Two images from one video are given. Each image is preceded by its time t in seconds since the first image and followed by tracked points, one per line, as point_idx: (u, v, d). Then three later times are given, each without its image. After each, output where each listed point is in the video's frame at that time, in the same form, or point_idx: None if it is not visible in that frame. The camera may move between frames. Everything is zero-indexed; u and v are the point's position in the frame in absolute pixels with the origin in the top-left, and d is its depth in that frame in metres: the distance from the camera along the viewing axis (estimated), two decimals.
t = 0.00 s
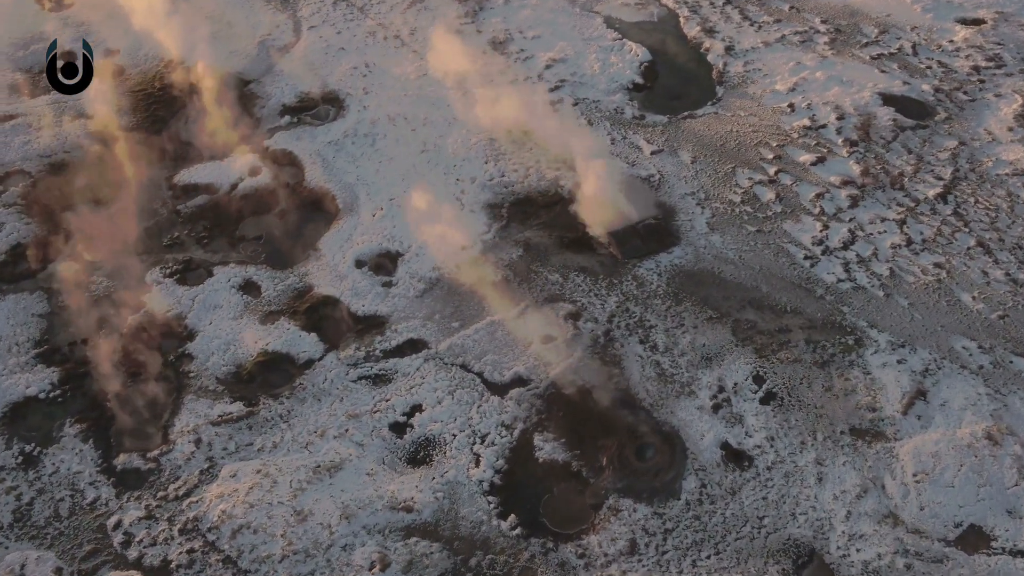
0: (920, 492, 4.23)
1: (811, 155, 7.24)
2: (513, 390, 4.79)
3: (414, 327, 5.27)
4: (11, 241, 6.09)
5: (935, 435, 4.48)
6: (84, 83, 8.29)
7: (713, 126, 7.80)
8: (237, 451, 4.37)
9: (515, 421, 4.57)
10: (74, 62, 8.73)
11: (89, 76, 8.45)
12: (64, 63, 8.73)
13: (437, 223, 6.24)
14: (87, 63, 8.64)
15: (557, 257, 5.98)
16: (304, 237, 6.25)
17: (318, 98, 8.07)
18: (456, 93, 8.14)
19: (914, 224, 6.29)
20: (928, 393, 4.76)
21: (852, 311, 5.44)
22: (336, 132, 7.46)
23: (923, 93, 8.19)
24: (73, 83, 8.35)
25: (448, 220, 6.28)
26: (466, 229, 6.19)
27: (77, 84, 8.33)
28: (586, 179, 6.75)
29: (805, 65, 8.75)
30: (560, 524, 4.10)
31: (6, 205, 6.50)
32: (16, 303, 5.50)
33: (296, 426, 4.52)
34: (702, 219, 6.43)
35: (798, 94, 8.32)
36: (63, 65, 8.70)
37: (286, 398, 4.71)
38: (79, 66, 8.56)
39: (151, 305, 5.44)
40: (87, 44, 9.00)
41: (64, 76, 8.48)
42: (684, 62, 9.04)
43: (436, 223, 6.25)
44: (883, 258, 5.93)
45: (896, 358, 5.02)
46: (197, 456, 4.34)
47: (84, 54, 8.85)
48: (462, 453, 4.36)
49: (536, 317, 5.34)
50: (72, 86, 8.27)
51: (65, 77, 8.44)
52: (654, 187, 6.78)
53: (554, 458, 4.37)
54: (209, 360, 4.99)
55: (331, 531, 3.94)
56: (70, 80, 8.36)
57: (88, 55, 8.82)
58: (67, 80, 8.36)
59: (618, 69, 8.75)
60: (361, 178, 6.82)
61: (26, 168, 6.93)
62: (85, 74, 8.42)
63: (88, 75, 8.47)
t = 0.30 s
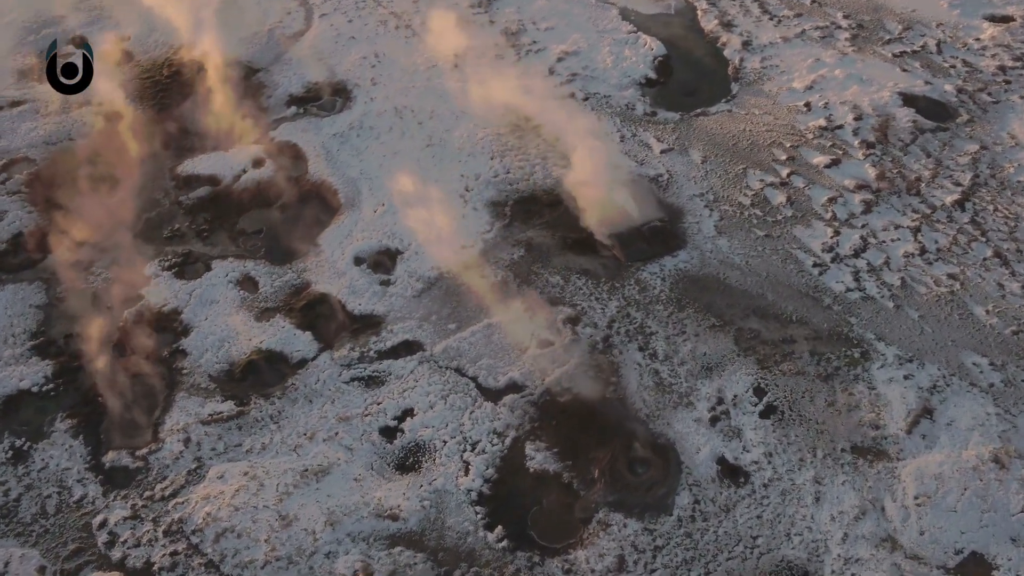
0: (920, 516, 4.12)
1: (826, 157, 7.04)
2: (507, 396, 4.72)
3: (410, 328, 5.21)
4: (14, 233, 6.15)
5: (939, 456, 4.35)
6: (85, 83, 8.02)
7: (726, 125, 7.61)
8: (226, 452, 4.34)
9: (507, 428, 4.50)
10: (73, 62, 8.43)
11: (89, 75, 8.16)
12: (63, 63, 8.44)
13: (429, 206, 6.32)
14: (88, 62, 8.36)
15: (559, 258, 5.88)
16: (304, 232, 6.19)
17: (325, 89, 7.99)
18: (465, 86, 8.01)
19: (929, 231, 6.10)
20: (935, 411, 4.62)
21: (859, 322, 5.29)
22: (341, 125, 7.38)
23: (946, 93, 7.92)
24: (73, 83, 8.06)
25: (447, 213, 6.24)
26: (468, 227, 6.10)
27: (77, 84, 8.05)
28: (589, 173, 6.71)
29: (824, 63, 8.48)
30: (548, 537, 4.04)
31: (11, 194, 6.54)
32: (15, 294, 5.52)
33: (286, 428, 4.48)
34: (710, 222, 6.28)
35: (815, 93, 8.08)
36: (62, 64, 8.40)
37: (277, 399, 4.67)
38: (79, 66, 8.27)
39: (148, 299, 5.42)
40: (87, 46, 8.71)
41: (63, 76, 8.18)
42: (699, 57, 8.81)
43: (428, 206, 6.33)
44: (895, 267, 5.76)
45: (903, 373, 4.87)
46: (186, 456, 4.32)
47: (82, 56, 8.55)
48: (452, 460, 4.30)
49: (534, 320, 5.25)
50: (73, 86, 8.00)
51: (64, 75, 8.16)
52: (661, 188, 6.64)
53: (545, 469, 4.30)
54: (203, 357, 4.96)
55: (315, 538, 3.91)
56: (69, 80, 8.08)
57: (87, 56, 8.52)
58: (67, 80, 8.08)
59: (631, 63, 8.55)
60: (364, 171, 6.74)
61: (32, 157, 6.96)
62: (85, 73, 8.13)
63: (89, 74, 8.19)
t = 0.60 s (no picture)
0: (919, 544, 4.02)
1: (841, 163, 6.85)
2: (501, 405, 4.65)
3: (407, 330, 5.16)
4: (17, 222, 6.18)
5: (942, 482, 4.24)
6: (85, 82, 7.81)
7: (740, 127, 7.42)
8: (216, 453, 4.33)
9: (499, 438, 4.44)
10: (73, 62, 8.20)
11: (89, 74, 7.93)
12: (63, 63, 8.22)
13: (422, 191, 6.39)
14: (87, 61, 8.13)
15: (562, 262, 5.78)
16: (307, 227, 6.14)
17: (335, 81, 7.91)
18: (476, 81, 7.89)
19: (944, 244, 5.92)
20: (941, 434, 4.49)
21: (867, 337, 5.15)
22: (349, 118, 7.31)
23: (972, 97, 7.65)
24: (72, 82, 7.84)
25: (440, 201, 6.29)
26: (471, 227, 6.02)
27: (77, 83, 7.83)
28: (583, 158, 6.78)
29: (846, 62, 8.17)
30: (536, 553, 4.01)
31: (17, 183, 6.57)
32: (17, 287, 5.58)
33: (277, 430, 4.45)
34: (719, 228, 6.14)
35: (835, 94, 7.79)
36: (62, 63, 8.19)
37: (270, 400, 4.64)
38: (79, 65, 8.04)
39: (147, 294, 5.42)
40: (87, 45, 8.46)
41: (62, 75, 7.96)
42: (716, 54, 8.54)
43: (420, 190, 6.40)
44: (907, 281, 5.60)
45: (909, 393, 4.73)
46: (176, 456, 4.31)
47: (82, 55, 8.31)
48: (441, 470, 4.26)
49: (533, 327, 5.16)
50: (72, 85, 7.79)
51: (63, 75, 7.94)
52: (670, 191, 6.50)
53: (536, 482, 4.25)
54: (198, 355, 4.95)
55: (300, 545, 3.91)
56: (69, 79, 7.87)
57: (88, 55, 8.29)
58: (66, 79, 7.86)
59: (646, 59, 8.33)
60: (369, 166, 6.66)
61: (41, 146, 6.99)
62: (86, 73, 7.90)
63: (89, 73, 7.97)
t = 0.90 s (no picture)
0: None
1: (860, 173, 6.65)
2: (494, 415, 4.59)
3: (405, 334, 5.11)
4: (27, 209, 6.22)
5: (943, 515, 4.11)
6: (86, 81, 7.67)
7: (759, 132, 7.22)
8: (206, 454, 4.34)
9: (490, 449, 4.39)
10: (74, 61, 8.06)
11: (90, 73, 7.79)
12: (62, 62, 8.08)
13: (420, 180, 6.41)
14: (88, 59, 7.99)
15: (566, 268, 5.69)
16: (312, 223, 6.11)
17: (350, 74, 7.85)
18: (492, 78, 7.78)
19: (963, 262, 5.72)
20: (945, 464, 4.35)
21: (875, 358, 5.00)
22: (360, 112, 7.25)
23: (1003, 106, 7.35)
24: (72, 82, 7.71)
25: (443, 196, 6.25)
26: (476, 229, 5.94)
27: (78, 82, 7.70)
28: (589, 154, 6.74)
29: (873, 65, 7.90)
30: (519, 570, 3.94)
31: (30, 169, 6.62)
32: (23, 276, 5.64)
33: (268, 432, 4.44)
34: (729, 237, 5.99)
35: (860, 99, 7.53)
36: (64, 62, 8.07)
37: (264, 401, 4.63)
38: (80, 65, 7.90)
39: (149, 288, 5.44)
40: (88, 44, 8.30)
41: (63, 75, 7.84)
42: (739, 54, 8.31)
43: (412, 177, 6.43)
44: (921, 299, 5.42)
45: (915, 420, 4.59)
46: (167, 455, 4.32)
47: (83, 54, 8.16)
48: (430, 480, 4.22)
49: (532, 335, 5.09)
50: (72, 85, 7.66)
51: (63, 74, 7.82)
52: (682, 198, 6.36)
53: (524, 498, 4.19)
54: (195, 352, 4.95)
55: (282, 551, 3.89)
56: (69, 79, 7.75)
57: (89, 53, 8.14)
58: (67, 80, 7.73)
59: (666, 59, 8.14)
60: (377, 162, 6.60)
61: (54, 133, 7.04)
62: (86, 73, 7.77)
63: (90, 72, 7.83)
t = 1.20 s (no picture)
0: None
1: (879, 183, 6.44)
2: (488, 423, 4.55)
3: (403, 336, 5.07)
4: (37, 195, 6.27)
5: (941, 546, 4.03)
6: (86, 81, 7.50)
7: (776, 137, 7.03)
8: (198, 452, 4.37)
9: (481, 458, 4.36)
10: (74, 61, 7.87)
11: (90, 73, 7.62)
12: (63, 62, 7.91)
13: (425, 175, 6.35)
14: (88, 60, 7.81)
15: (570, 272, 5.60)
16: (318, 218, 6.08)
17: (364, 67, 7.78)
18: (507, 74, 7.65)
19: (980, 280, 5.55)
20: (947, 493, 4.24)
21: (882, 378, 4.87)
22: (371, 106, 7.18)
23: None
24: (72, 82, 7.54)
25: (449, 195, 6.17)
26: (481, 230, 5.87)
27: (78, 82, 7.53)
28: (599, 155, 6.62)
29: (898, 70, 7.64)
30: None
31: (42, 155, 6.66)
32: (31, 264, 5.70)
33: (260, 432, 4.45)
34: (739, 246, 5.85)
35: (882, 106, 7.29)
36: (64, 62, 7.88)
37: (258, 400, 4.63)
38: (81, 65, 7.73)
39: (152, 279, 5.46)
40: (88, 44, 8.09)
41: (63, 74, 7.66)
42: (761, 55, 8.07)
43: (411, 167, 6.43)
44: (934, 318, 5.27)
45: (919, 444, 4.47)
46: (159, 451, 4.35)
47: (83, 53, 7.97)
48: (418, 488, 4.20)
49: (531, 342, 5.02)
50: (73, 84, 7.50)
51: (64, 74, 7.64)
52: (693, 204, 6.22)
53: (512, 510, 4.17)
54: (193, 347, 4.96)
55: (266, 555, 3.91)
56: (69, 79, 7.57)
57: (89, 53, 7.94)
58: (67, 80, 7.56)
59: (685, 59, 7.94)
60: (385, 157, 6.54)
61: (68, 119, 7.07)
62: (86, 73, 7.59)
63: (91, 72, 7.65)
